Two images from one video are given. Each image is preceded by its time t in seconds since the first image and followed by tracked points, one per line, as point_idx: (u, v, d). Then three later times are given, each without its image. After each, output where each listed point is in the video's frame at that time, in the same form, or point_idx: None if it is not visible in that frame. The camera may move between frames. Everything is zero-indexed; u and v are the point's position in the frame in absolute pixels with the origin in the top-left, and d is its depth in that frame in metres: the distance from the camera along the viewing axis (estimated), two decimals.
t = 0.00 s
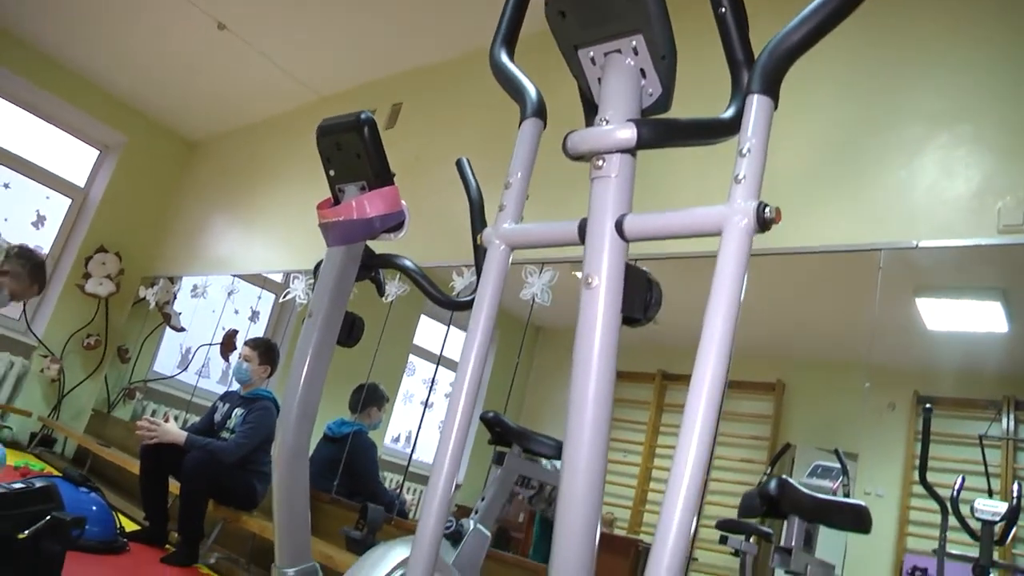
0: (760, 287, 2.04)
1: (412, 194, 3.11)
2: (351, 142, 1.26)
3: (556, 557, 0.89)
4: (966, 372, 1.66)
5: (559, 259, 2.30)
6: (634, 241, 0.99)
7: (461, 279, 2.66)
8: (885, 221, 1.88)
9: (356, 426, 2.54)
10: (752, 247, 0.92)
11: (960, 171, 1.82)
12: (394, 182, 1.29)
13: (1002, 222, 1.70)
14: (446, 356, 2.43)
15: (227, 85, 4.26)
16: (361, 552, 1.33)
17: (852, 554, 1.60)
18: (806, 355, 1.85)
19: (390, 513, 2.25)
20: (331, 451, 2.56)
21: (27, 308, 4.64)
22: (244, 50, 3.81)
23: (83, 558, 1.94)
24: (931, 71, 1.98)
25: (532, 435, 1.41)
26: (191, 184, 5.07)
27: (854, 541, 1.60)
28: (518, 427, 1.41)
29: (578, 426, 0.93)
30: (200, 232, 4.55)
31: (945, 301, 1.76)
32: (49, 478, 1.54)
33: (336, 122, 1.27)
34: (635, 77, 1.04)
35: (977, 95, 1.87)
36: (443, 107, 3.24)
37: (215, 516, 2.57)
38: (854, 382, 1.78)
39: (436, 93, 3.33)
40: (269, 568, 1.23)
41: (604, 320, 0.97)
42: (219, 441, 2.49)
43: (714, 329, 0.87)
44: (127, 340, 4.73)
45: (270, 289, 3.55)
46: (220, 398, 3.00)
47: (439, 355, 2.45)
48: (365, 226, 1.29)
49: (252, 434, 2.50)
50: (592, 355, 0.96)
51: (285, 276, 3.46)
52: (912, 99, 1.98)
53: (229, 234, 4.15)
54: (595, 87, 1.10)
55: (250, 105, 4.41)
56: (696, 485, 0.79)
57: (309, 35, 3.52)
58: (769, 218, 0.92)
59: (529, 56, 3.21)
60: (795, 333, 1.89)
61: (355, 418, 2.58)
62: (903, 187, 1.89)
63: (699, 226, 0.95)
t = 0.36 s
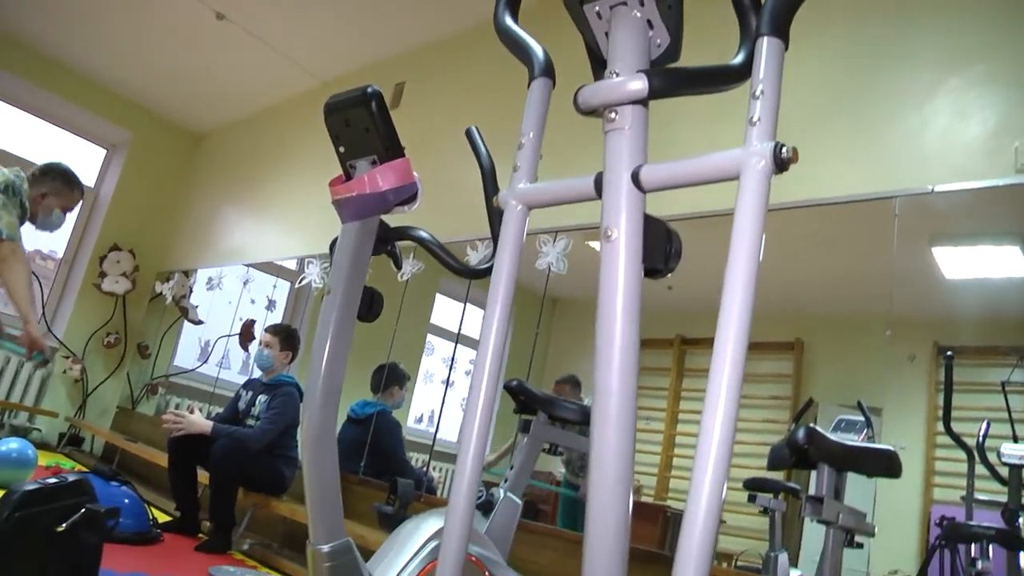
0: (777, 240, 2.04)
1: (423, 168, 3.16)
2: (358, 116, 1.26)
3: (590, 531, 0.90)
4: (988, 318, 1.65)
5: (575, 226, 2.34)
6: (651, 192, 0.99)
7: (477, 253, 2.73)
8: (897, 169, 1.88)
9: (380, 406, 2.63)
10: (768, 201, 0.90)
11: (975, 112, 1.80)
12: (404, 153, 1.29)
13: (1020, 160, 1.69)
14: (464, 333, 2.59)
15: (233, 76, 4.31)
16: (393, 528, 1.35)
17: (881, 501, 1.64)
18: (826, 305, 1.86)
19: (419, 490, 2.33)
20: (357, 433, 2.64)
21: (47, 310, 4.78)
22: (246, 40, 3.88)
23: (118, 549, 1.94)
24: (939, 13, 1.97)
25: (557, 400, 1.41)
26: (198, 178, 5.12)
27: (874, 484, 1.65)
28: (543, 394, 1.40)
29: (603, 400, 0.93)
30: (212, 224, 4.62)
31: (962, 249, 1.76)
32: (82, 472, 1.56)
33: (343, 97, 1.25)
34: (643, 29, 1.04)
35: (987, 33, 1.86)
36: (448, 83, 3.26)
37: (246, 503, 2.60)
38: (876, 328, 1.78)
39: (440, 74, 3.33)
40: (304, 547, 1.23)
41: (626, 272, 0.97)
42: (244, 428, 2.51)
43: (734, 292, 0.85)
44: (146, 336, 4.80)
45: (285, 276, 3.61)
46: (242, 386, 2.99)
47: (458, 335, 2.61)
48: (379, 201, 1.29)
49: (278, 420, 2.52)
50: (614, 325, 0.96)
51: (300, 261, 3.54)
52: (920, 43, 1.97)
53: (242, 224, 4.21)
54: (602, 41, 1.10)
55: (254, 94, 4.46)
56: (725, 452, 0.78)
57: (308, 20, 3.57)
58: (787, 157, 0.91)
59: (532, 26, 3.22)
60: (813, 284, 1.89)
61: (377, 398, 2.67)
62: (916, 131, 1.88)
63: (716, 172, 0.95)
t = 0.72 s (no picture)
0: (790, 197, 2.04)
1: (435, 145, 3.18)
2: (369, 97, 1.25)
3: (625, 502, 0.92)
4: (1011, 272, 1.64)
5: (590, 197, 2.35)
6: (667, 148, 0.98)
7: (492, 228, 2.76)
8: (911, 121, 1.86)
9: (403, 388, 2.71)
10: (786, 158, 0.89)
11: (989, 58, 1.78)
12: (416, 129, 1.29)
13: None
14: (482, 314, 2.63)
15: (238, 68, 4.33)
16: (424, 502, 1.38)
17: (910, 456, 1.60)
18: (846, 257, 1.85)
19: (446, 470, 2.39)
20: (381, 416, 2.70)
21: (68, 311, 4.91)
22: (249, 31, 3.90)
23: (152, 540, 1.96)
24: None
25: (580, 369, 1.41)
26: (208, 174, 5.17)
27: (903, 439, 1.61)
28: (565, 364, 1.40)
29: (631, 374, 0.94)
30: (225, 218, 4.67)
31: (980, 201, 1.75)
32: (114, 467, 1.58)
33: (352, 77, 1.26)
34: None
35: None
36: (454, 62, 3.26)
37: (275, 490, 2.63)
38: (895, 284, 1.77)
39: (445, 54, 3.33)
40: (338, 526, 1.25)
41: (648, 226, 0.97)
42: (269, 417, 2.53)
43: (756, 258, 0.84)
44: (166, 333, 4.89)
45: (302, 265, 3.63)
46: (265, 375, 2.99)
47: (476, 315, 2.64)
48: (393, 178, 1.29)
49: (301, 407, 2.54)
50: (638, 296, 0.96)
51: (316, 248, 3.53)
52: None
53: (255, 216, 4.25)
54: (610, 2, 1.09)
55: (260, 85, 4.48)
56: (754, 419, 0.78)
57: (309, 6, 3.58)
58: (804, 104, 0.90)
59: None
60: (831, 239, 1.88)
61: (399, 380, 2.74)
62: (928, 82, 1.86)
63: (732, 124, 0.94)
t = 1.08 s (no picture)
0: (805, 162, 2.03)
1: (447, 126, 3.18)
2: (380, 81, 1.26)
3: (654, 480, 0.94)
4: None
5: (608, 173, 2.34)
6: (684, 114, 0.98)
7: (507, 208, 2.76)
8: (926, 82, 1.83)
9: (424, 373, 2.74)
10: (803, 127, 0.88)
11: (1005, 14, 1.74)
12: (428, 111, 1.29)
13: None
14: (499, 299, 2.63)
15: (243, 62, 4.34)
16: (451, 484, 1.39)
17: (932, 419, 1.64)
18: (864, 219, 1.84)
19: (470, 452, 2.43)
20: (403, 402, 2.72)
21: (88, 312, 4.98)
22: (254, 24, 3.91)
23: (181, 534, 1.97)
24: None
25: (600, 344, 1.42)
26: (219, 171, 5.21)
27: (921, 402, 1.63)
28: (587, 341, 1.41)
29: (657, 355, 0.95)
30: (238, 213, 4.70)
31: (996, 163, 1.73)
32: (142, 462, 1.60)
33: (363, 62, 1.26)
34: None
35: None
36: (461, 45, 3.26)
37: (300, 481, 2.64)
38: (914, 249, 1.77)
39: (452, 38, 3.32)
40: (366, 509, 1.26)
41: (667, 197, 0.97)
42: (291, 407, 2.55)
43: (777, 240, 0.85)
44: (185, 329, 4.94)
45: (317, 257, 3.65)
46: (286, 366, 3.01)
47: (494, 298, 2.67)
48: (408, 160, 1.29)
49: (323, 396, 2.56)
50: (660, 273, 0.97)
51: (331, 238, 3.55)
52: None
53: (268, 209, 4.27)
54: None
55: (267, 77, 4.49)
56: (781, 402, 0.79)
57: None
58: (820, 63, 0.89)
59: None
60: (848, 203, 1.86)
61: (419, 366, 2.77)
62: (943, 42, 1.83)
63: (748, 87, 0.93)
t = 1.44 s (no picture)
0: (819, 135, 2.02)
1: (458, 114, 3.18)
2: (390, 69, 1.25)
3: (682, 461, 0.95)
4: None
5: (627, 155, 2.31)
6: (699, 88, 0.97)
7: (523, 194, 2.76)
8: (935, 51, 1.81)
9: (443, 363, 2.76)
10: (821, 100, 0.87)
11: None
12: (439, 98, 1.29)
13: None
14: (515, 287, 2.64)
15: (249, 60, 4.35)
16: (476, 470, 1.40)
17: (955, 389, 1.63)
18: (881, 189, 1.83)
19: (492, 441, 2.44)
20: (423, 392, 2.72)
21: (105, 316, 5.03)
22: (258, 21, 3.91)
23: (208, 531, 1.98)
24: None
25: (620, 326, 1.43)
26: (229, 172, 5.23)
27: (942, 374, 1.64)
28: (606, 323, 1.42)
29: (681, 337, 0.95)
30: (250, 212, 4.72)
31: (1011, 131, 1.72)
32: (167, 460, 1.60)
33: (372, 51, 1.25)
34: None
35: None
36: (469, 32, 3.24)
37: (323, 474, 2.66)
38: (930, 219, 1.76)
39: (458, 26, 3.31)
40: (392, 498, 1.26)
41: (684, 174, 0.97)
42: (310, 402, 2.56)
43: (798, 221, 0.84)
44: (202, 329, 4.98)
45: (332, 251, 3.66)
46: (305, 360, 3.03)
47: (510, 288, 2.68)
48: (420, 148, 1.29)
49: (342, 389, 2.57)
50: (681, 252, 0.96)
51: (345, 232, 3.57)
52: None
53: (280, 206, 4.29)
54: None
55: (274, 74, 4.50)
56: (807, 385, 0.79)
57: None
58: (834, 30, 0.88)
59: None
60: (864, 176, 1.86)
61: (437, 356, 2.78)
62: (955, 9, 1.80)
63: (763, 57, 0.93)
